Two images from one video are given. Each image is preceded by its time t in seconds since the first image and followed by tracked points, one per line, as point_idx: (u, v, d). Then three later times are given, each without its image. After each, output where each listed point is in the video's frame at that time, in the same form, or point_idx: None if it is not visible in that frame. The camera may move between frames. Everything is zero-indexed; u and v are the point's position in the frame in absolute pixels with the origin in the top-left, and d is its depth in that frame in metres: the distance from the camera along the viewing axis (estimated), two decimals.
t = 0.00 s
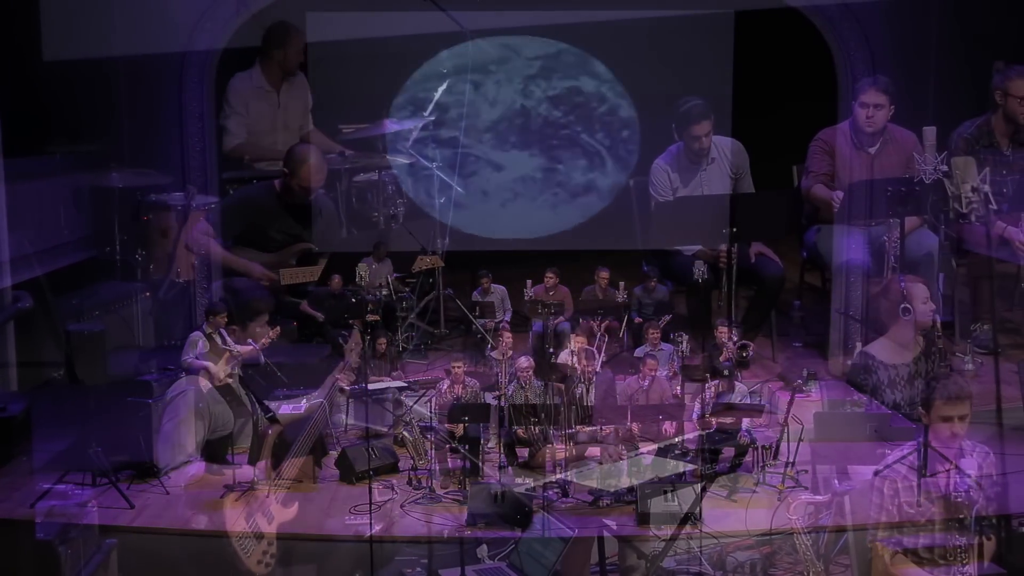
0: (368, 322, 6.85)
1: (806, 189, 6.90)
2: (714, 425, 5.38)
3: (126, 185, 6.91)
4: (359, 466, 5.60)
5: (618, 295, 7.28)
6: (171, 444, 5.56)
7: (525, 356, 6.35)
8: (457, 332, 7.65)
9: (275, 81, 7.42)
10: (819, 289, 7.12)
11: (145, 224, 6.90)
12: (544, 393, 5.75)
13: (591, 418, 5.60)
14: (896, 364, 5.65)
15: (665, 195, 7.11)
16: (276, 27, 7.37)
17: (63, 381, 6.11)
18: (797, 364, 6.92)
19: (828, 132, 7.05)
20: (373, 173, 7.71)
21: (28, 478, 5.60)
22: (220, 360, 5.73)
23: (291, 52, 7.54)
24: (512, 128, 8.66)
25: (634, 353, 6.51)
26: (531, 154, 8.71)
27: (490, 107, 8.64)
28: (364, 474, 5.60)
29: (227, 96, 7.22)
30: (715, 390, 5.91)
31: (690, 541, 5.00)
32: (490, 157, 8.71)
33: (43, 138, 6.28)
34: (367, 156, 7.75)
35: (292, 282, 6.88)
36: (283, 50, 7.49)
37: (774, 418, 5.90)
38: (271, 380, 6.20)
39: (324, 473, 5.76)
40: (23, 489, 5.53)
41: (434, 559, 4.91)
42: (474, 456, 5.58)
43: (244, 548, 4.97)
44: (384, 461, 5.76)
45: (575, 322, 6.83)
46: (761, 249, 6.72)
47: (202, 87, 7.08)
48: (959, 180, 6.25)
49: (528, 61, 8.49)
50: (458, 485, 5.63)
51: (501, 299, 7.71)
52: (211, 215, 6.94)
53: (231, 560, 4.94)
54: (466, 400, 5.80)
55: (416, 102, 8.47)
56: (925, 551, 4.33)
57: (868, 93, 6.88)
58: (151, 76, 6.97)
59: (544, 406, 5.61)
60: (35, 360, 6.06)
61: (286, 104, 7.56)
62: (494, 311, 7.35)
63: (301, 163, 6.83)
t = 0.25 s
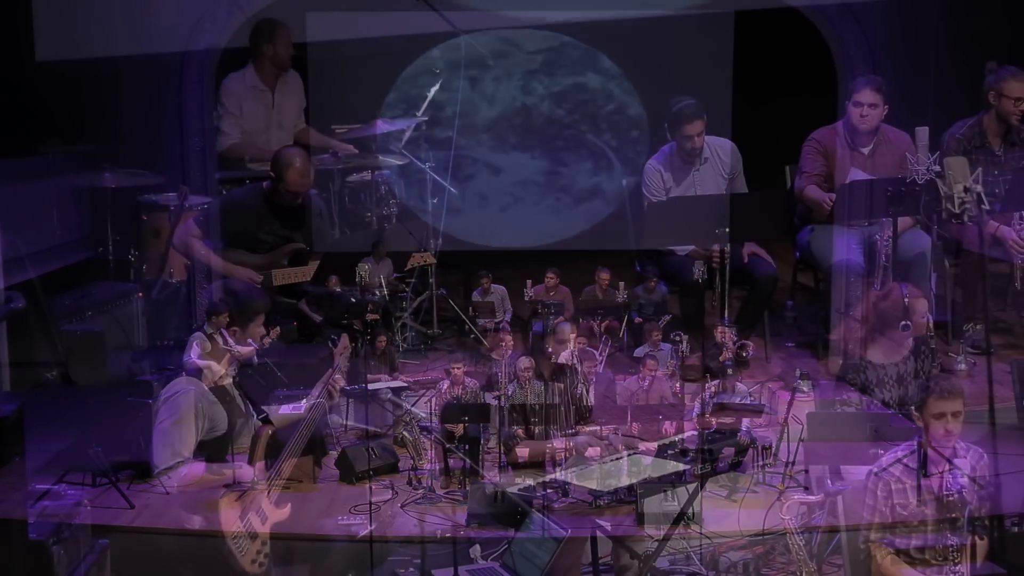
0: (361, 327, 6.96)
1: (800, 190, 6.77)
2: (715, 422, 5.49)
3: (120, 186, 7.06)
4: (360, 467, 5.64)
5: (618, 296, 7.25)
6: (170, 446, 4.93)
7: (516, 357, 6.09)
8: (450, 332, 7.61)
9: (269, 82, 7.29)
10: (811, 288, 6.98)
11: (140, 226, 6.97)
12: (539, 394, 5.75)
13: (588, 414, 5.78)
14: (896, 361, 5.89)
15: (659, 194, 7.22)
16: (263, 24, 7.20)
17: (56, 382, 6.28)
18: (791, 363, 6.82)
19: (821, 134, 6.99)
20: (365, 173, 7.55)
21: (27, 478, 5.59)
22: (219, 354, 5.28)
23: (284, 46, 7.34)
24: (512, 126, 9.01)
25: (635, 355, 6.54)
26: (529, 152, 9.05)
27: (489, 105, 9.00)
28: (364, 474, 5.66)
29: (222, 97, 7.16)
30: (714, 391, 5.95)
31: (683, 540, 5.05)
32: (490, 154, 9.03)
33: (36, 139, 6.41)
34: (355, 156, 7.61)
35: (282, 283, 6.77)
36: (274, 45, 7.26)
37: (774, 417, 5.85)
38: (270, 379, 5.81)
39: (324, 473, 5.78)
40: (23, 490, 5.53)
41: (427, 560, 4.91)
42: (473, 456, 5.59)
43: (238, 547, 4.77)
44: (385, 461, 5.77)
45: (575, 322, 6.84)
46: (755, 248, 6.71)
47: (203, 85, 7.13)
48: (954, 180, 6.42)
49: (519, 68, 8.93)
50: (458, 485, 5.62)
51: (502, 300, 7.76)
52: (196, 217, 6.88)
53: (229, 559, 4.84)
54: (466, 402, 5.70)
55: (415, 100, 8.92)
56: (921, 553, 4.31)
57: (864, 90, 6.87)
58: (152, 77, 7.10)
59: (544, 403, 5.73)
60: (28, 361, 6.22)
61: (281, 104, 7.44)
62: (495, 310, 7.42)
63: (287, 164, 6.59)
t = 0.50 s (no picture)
0: (362, 328, 6.51)
1: (794, 188, 6.67)
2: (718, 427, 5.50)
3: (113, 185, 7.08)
4: (359, 467, 5.63)
5: (618, 295, 7.23)
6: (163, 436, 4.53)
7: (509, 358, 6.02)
8: (443, 331, 7.58)
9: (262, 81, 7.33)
10: (803, 287, 7.00)
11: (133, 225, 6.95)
12: (530, 397, 5.66)
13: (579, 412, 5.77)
14: (876, 365, 5.71)
15: (651, 192, 7.14)
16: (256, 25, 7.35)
17: (50, 381, 6.27)
18: (783, 362, 6.84)
19: (813, 134, 6.94)
20: (359, 172, 7.59)
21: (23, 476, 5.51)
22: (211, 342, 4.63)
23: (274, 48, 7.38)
24: (506, 125, 8.96)
25: (636, 352, 6.63)
26: (522, 152, 9.04)
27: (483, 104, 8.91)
28: (364, 474, 5.64)
29: (213, 97, 7.26)
30: (715, 392, 6.14)
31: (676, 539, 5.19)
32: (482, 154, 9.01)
33: (31, 139, 6.57)
34: (349, 157, 7.62)
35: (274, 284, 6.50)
36: (265, 46, 7.35)
37: (771, 416, 5.92)
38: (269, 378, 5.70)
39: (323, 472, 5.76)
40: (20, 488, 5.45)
41: (420, 559, 4.91)
42: (473, 455, 5.54)
43: (230, 540, 4.45)
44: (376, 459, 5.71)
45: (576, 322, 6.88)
46: (746, 247, 6.83)
47: (201, 84, 7.31)
48: (945, 178, 6.40)
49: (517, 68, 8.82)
50: (458, 485, 5.57)
51: (502, 298, 7.74)
52: (189, 218, 6.72)
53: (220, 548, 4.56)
54: (463, 403, 5.51)
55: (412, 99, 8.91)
56: (914, 551, 4.35)
57: (857, 92, 6.97)
58: (150, 76, 7.32)
59: (539, 402, 5.67)
60: (22, 360, 6.22)
61: (273, 104, 7.49)
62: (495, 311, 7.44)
63: (276, 164, 6.36)
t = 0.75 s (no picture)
0: (360, 327, 6.81)
1: (784, 190, 6.70)
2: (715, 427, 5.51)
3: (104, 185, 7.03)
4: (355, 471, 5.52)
5: (619, 297, 7.44)
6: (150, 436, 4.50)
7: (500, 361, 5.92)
8: (435, 331, 7.61)
9: (252, 82, 7.34)
10: (794, 286, 7.05)
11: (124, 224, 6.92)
12: (523, 400, 5.57)
13: (564, 414, 5.64)
14: (870, 364, 5.48)
15: (644, 193, 7.13)
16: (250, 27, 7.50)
17: (40, 381, 6.32)
18: (773, 360, 6.86)
19: (804, 134, 6.90)
20: (351, 172, 7.60)
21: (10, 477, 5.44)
22: (203, 339, 4.68)
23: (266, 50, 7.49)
24: (497, 123, 8.92)
25: (635, 352, 6.83)
26: (516, 150, 9.00)
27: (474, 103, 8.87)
28: (364, 474, 5.38)
29: (203, 96, 7.21)
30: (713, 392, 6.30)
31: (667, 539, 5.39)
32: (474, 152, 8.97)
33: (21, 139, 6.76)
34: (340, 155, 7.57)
35: (266, 284, 6.55)
36: (257, 49, 7.46)
37: (764, 416, 6.05)
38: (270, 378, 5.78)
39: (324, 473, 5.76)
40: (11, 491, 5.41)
41: (411, 558, 4.92)
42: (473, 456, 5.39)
43: (225, 540, 4.39)
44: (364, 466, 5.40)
45: (578, 323, 7.21)
46: (738, 247, 6.89)
47: (198, 84, 7.41)
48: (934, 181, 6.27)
49: (509, 68, 8.84)
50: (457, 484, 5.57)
51: (501, 300, 7.90)
52: (179, 219, 6.60)
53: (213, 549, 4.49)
54: (462, 403, 5.45)
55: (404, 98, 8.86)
56: (905, 549, 4.37)
57: (852, 95, 6.94)
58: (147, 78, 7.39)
59: (529, 404, 5.57)
60: (13, 361, 6.27)
61: (263, 103, 7.46)
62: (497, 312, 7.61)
63: (273, 163, 6.33)
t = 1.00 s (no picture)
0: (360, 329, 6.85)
1: (772, 190, 6.69)
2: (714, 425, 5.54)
3: (92, 185, 7.15)
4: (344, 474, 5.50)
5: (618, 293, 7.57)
6: (137, 433, 4.43)
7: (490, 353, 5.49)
8: (425, 331, 7.70)
9: (243, 81, 7.38)
10: (784, 285, 7.16)
11: (114, 224, 6.95)
12: (515, 394, 5.24)
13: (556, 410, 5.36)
14: (859, 363, 5.45)
15: (633, 192, 7.12)
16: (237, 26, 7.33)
17: (31, 380, 6.18)
18: (763, 360, 6.88)
19: (792, 133, 6.88)
20: (341, 171, 7.59)
21: None
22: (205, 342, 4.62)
23: (255, 50, 7.40)
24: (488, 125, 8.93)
25: (635, 352, 6.95)
26: (510, 150, 9.02)
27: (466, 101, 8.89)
28: (364, 475, 5.42)
29: (194, 96, 7.28)
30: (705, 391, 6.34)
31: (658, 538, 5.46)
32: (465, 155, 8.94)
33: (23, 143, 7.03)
34: (331, 155, 7.45)
35: (257, 282, 6.58)
36: (245, 48, 7.35)
37: (755, 414, 6.08)
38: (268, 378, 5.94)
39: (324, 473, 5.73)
40: None
41: (401, 558, 4.93)
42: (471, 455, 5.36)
43: (201, 544, 4.41)
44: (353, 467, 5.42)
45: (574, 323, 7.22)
46: (728, 247, 6.89)
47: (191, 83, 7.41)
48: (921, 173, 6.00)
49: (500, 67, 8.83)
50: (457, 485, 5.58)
51: (501, 299, 7.93)
52: (169, 218, 6.56)
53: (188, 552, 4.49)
54: (459, 401, 5.43)
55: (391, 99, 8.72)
56: (896, 548, 4.39)
57: (838, 89, 6.75)
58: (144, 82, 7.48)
59: (518, 400, 5.24)
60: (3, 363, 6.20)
61: (253, 103, 7.46)
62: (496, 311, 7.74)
63: (263, 161, 6.33)
